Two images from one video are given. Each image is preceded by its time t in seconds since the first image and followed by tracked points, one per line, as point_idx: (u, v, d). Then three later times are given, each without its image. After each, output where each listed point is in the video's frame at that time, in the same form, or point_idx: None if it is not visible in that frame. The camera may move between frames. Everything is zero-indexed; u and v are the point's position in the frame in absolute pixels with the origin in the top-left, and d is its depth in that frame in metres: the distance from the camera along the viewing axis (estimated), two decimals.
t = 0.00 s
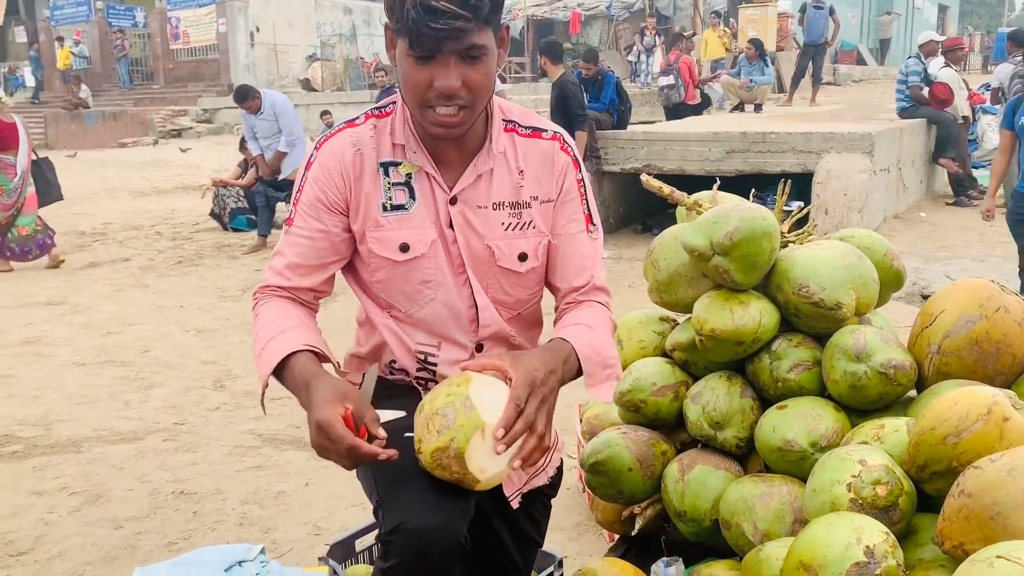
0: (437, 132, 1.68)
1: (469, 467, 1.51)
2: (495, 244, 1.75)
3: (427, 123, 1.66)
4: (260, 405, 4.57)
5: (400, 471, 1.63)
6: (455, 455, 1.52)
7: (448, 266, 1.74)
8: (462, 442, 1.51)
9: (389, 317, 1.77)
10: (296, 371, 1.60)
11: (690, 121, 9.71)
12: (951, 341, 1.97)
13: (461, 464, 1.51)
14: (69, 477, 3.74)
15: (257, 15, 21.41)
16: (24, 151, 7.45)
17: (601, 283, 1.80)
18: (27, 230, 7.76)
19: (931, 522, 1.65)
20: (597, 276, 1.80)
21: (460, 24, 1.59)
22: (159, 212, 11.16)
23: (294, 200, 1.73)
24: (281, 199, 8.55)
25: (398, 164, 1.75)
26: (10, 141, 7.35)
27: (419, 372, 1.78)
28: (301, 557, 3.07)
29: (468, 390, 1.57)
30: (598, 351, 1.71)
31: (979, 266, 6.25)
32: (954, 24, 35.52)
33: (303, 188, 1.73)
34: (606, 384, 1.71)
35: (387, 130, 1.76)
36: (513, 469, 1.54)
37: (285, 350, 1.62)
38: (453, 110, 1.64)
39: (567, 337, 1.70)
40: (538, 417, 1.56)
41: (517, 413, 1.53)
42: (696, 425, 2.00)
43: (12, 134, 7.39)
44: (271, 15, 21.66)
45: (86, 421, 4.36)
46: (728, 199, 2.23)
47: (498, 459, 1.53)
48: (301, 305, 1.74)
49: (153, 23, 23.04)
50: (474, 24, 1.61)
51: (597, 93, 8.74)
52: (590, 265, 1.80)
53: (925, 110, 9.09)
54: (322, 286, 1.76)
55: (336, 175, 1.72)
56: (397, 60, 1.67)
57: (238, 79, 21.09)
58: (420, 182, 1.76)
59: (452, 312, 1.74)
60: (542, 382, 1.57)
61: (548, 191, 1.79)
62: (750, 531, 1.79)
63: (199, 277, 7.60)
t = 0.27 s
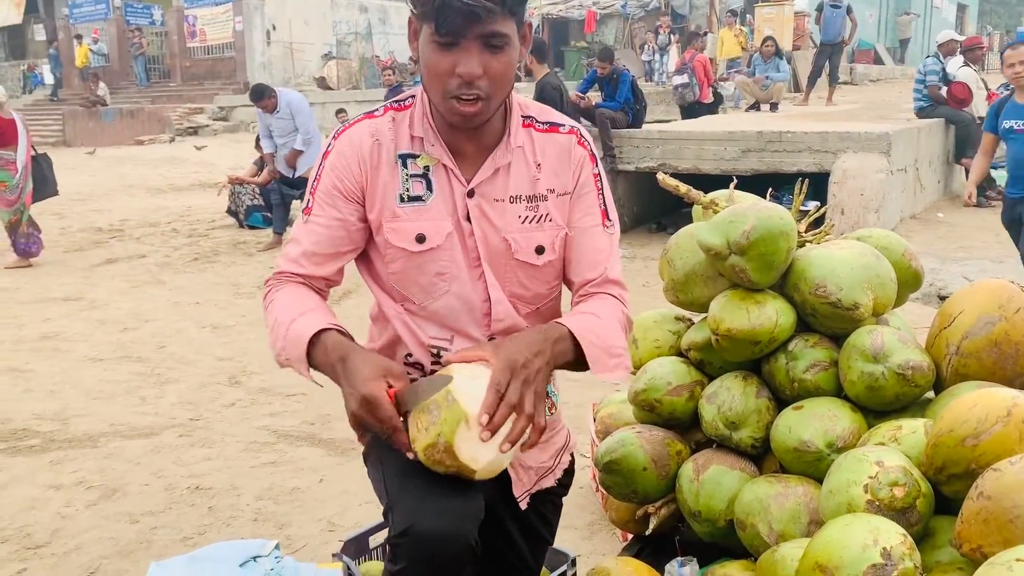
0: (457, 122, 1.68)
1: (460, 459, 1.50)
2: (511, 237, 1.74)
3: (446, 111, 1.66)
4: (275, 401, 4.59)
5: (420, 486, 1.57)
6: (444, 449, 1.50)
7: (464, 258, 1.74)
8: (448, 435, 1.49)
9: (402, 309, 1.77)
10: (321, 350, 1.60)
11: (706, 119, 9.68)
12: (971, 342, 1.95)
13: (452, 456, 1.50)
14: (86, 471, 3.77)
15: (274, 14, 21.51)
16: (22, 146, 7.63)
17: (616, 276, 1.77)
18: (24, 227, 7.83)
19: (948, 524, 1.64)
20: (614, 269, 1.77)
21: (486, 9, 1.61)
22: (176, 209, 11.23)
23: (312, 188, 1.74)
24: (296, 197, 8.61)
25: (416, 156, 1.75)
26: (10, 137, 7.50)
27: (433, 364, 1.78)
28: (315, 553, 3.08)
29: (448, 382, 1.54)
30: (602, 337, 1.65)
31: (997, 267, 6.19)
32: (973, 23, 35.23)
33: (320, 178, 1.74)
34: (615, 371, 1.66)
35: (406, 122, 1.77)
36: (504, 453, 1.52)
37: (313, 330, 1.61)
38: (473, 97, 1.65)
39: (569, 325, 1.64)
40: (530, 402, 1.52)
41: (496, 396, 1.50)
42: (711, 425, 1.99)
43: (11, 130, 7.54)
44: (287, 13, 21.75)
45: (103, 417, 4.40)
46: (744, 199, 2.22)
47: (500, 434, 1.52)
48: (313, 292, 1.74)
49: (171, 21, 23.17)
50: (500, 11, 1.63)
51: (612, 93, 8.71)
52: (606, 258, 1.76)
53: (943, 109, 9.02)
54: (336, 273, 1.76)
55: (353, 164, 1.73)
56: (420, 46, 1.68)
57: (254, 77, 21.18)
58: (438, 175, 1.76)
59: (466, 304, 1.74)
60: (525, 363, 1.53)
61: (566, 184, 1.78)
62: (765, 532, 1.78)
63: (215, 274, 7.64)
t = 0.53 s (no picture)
0: (469, 125, 1.69)
1: (461, 441, 1.47)
2: (522, 237, 1.74)
3: (459, 113, 1.67)
4: (283, 402, 4.60)
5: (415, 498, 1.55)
6: (446, 440, 1.47)
7: (473, 256, 1.73)
8: (449, 417, 1.47)
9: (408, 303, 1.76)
10: (296, 366, 1.58)
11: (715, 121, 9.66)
12: (981, 345, 1.94)
13: (454, 448, 1.47)
14: (95, 471, 3.78)
15: (284, 16, 21.58)
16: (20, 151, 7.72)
17: (620, 284, 1.78)
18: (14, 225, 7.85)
19: (958, 529, 1.63)
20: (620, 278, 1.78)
21: (498, 23, 1.59)
22: (186, 210, 11.27)
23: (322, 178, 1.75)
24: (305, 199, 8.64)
25: (431, 151, 1.76)
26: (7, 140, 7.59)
27: (437, 362, 1.75)
28: (322, 553, 3.08)
29: (453, 375, 1.53)
30: (598, 348, 1.66)
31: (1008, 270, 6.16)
32: (985, 25, 35.02)
33: (333, 166, 1.74)
34: (610, 381, 1.67)
35: (422, 116, 1.77)
36: (510, 446, 1.49)
37: (295, 342, 1.59)
38: (483, 104, 1.64)
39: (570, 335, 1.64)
40: (534, 400, 1.52)
41: (504, 389, 1.49)
42: (719, 426, 1.98)
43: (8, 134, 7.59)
44: (297, 14, 21.83)
45: (112, 416, 4.41)
46: (753, 200, 2.20)
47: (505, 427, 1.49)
48: (313, 282, 1.74)
49: (181, 23, 23.27)
50: (510, 24, 1.60)
51: (621, 94, 8.71)
52: (614, 265, 1.77)
53: (954, 111, 8.93)
54: (337, 266, 1.75)
55: (365, 155, 1.73)
56: (435, 48, 1.67)
57: (264, 78, 21.24)
58: (451, 170, 1.76)
59: (473, 302, 1.73)
60: (529, 364, 1.53)
61: (579, 188, 1.78)
62: (773, 534, 1.77)
63: (224, 275, 7.67)
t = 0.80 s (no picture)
0: (480, 125, 1.68)
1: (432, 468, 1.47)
2: (523, 242, 1.73)
3: (473, 107, 1.67)
4: (284, 405, 4.61)
5: (385, 507, 1.54)
6: (419, 461, 1.47)
7: (475, 259, 1.73)
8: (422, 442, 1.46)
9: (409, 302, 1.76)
10: (300, 352, 1.56)
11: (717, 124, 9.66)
12: (982, 348, 1.94)
13: (427, 467, 1.47)
14: (96, 474, 3.78)
15: (286, 19, 21.61)
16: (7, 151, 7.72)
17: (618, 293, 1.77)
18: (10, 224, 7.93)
19: (960, 532, 1.62)
20: (612, 293, 1.76)
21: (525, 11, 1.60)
22: (188, 213, 11.29)
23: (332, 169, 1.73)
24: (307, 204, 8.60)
25: (441, 150, 1.75)
26: None
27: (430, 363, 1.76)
28: (323, 557, 3.08)
29: (424, 393, 1.51)
30: (572, 362, 1.63)
31: (1010, 272, 6.15)
32: (987, 27, 34.99)
33: (342, 157, 1.73)
34: (578, 399, 1.63)
35: (435, 114, 1.77)
36: (479, 462, 1.48)
37: (300, 329, 1.58)
38: (500, 96, 1.64)
39: (555, 347, 1.62)
40: (505, 411, 1.50)
41: (475, 405, 1.48)
42: (721, 429, 1.98)
43: None
44: (300, 18, 21.89)
45: (114, 420, 4.42)
46: (754, 203, 2.20)
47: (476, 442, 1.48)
48: (315, 274, 1.71)
49: (184, 27, 23.33)
50: (537, 13, 1.62)
51: (623, 97, 8.69)
52: (609, 279, 1.75)
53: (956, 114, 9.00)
54: (342, 258, 1.74)
55: (377, 147, 1.72)
56: (457, 40, 1.68)
57: (267, 82, 21.27)
58: (459, 171, 1.76)
59: (472, 304, 1.73)
60: (499, 373, 1.52)
61: (582, 196, 1.77)
62: (774, 538, 1.77)
63: (226, 278, 7.68)
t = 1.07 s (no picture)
0: (485, 134, 1.68)
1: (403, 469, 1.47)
2: (524, 250, 1.73)
3: (478, 118, 1.67)
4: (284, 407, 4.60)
5: (368, 509, 1.54)
6: (392, 467, 1.48)
7: (474, 265, 1.73)
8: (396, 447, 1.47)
9: (406, 304, 1.76)
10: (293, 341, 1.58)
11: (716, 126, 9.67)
12: (983, 350, 1.94)
13: (401, 474, 1.48)
14: (96, 477, 3.78)
15: (286, 21, 21.62)
16: None
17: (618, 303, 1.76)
18: None
19: (959, 534, 1.62)
20: (611, 305, 1.75)
21: (536, 34, 1.60)
22: (188, 216, 11.28)
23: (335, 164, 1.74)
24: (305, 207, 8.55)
25: (448, 153, 1.76)
26: None
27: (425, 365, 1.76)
28: (323, 560, 3.08)
29: (399, 400, 1.50)
30: (562, 371, 1.62)
31: (1010, 274, 6.15)
32: (987, 29, 34.99)
33: (347, 154, 1.74)
34: (564, 407, 1.62)
35: (443, 117, 1.77)
36: (453, 469, 1.48)
37: (294, 322, 1.59)
38: (504, 112, 1.64)
39: (550, 354, 1.62)
40: (482, 417, 1.48)
41: (448, 413, 1.47)
42: (721, 432, 1.98)
43: None
44: (299, 20, 21.90)
45: (114, 423, 4.41)
46: (754, 205, 2.20)
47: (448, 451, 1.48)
48: (312, 266, 1.72)
49: (184, 29, 23.34)
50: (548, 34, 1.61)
51: (622, 100, 8.69)
52: (608, 291, 1.74)
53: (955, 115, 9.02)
54: (341, 254, 1.74)
55: (382, 146, 1.73)
56: (466, 47, 1.67)
57: (266, 84, 21.27)
58: (465, 176, 1.76)
59: (470, 310, 1.73)
60: (477, 379, 1.49)
61: (586, 206, 1.77)
62: (775, 540, 1.77)
63: (226, 280, 7.68)
